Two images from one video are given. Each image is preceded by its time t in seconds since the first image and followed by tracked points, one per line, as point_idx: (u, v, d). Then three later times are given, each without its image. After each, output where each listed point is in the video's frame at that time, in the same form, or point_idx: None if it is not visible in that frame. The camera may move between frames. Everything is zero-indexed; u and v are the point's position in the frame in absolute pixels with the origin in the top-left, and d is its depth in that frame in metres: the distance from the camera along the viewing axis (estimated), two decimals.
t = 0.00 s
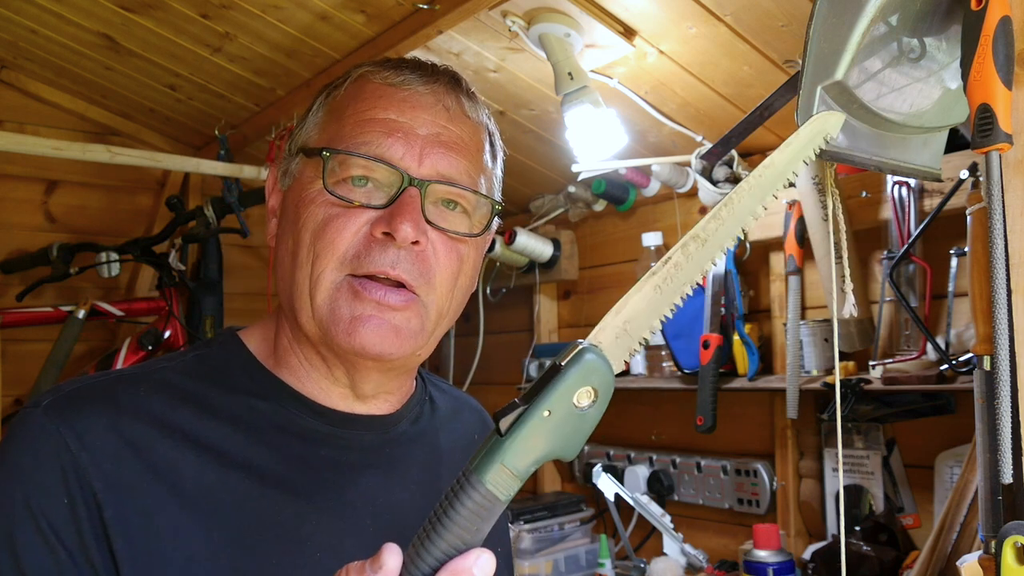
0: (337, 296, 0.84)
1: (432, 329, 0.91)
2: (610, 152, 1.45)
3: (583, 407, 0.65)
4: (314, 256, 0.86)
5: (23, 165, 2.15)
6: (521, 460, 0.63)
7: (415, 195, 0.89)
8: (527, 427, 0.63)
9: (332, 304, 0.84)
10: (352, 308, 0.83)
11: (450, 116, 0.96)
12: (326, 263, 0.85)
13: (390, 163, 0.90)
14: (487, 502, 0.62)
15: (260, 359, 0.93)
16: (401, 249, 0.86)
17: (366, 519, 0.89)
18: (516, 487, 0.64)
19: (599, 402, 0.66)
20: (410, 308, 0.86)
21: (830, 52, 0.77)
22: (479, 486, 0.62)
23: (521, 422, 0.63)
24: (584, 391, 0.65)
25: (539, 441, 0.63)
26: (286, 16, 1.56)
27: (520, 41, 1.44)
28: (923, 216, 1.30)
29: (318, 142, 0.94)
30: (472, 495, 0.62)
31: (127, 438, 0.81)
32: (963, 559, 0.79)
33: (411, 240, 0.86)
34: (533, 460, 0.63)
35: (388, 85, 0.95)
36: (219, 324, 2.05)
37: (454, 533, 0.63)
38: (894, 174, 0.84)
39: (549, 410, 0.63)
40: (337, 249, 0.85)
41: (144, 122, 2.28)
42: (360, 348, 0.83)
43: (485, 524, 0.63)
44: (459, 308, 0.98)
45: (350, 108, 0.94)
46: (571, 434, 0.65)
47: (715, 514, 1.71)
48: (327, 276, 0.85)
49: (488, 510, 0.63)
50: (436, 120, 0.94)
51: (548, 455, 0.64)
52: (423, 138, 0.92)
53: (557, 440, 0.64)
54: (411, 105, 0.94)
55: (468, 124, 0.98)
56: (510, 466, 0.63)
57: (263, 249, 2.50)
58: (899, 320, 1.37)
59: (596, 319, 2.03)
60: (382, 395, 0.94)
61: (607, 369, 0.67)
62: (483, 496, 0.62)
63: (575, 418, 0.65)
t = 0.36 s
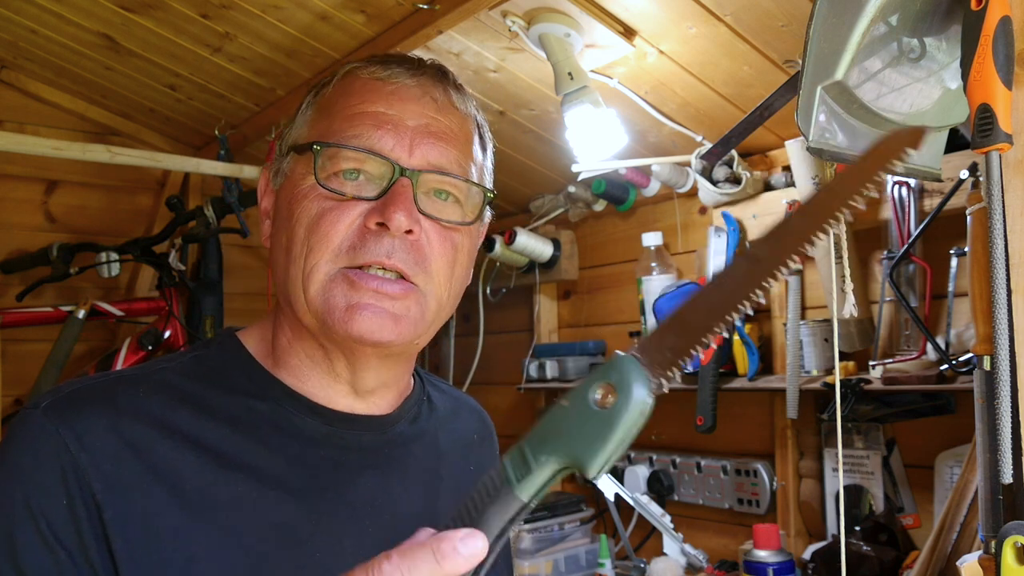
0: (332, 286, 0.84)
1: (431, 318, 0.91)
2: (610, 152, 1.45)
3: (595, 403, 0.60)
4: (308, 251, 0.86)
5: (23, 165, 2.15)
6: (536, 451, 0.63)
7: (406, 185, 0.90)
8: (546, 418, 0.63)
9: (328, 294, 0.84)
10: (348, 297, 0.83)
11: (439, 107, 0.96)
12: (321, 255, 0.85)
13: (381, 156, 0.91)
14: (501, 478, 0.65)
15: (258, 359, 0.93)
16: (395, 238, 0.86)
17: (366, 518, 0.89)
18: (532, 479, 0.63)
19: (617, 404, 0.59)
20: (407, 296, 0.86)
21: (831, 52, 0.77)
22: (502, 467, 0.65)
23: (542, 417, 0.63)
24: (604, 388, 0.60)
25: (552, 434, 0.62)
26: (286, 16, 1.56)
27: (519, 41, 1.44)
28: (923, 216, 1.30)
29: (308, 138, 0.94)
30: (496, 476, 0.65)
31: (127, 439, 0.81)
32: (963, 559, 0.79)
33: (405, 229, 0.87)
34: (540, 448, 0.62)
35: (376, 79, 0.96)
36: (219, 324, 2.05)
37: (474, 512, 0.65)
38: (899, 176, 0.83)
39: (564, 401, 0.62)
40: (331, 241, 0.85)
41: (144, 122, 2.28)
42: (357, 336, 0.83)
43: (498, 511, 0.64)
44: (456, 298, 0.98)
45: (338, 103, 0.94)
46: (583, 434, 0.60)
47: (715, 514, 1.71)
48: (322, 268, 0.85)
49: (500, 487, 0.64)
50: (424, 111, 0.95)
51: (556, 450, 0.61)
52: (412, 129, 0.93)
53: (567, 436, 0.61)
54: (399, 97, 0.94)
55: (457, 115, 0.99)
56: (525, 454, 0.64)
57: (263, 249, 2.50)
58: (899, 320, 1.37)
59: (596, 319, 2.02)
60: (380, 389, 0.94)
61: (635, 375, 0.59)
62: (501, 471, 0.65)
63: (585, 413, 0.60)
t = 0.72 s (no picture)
0: (330, 302, 0.85)
1: (424, 334, 0.92)
2: (610, 152, 1.45)
3: (619, 409, 0.66)
4: (309, 260, 0.86)
5: (23, 165, 2.15)
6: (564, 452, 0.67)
7: (411, 201, 0.90)
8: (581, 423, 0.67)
9: (325, 309, 0.85)
10: (343, 316, 0.84)
11: (448, 120, 0.95)
12: (320, 268, 0.86)
13: (386, 169, 0.90)
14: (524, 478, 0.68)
15: (255, 356, 0.93)
16: (396, 256, 0.87)
17: (365, 515, 0.89)
18: (558, 478, 0.66)
19: (638, 409, 0.64)
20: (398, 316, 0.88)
21: (830, 52, 0.77)
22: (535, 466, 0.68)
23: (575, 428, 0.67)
24: (628, 397, 0.66)
25: (578, 438, 0.66)
26: (286, 16, 1.56)
27: (520, 41, 1.44)
28: (923, 216, 1.30)
29: (314, 142, 0.94)
30: (527, 474, 0.68)
31: (126, 436, 0.81)
32: (963, 559, 0.79)
33: (406, 247, 0.87)
34: (564, 451, 0.66)
35: (387, 86, 0.94)
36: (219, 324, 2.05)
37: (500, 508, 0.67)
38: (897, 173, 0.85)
39: (595, 413, 0.67)
40: (331, 253, 0.86)
41: (144, 122, 2.28)
42: (351, 355, 0.84)
43: (517, 505, 0.66)
44: (453, 310, 0.99)
45: (348, 110, 0.93)
46: (606, 436, 0.64)
47: (715, 514, 1.71)
48: (322, 280, 0.86)
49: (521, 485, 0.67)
50: (434, 124, 0.94)
51: (581, 451, 0.65)
52: (420, 142, 0.92)
53: (592, 438, 0.65)
54: (409, 107, 0.93)
55: (467, 127, 0.98)
56: (553, 456, 0.67)
57: (263, 249, 2.50)
58: (899, 320, 1.37)
59: (596, 320, 2.03)
60: (377, 394, 0.95)
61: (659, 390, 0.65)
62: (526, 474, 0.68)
63: (609, 418, 0.65)
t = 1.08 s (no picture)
0: (334, 306, 0.84)
1: (431, 338, 0.92)
2: (610, 152, 1.45)
3: (619, 413, 0.66)
4: (313, 265, 0.86)
5: (24, 165, 2.15)
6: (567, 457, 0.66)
7: (416, 207, 0.89)
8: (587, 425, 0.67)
9: (329, 314, 0.84)
10: (349, 321, 0.84)
11: (454, 124, 0.95)
12: (325, 273, 0.85)
13: (391, 174, 0.89)
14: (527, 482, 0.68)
15: (258, 358, 0.93)
16: (400, 263, 0.86)
17: (365, 517, 0.89)
18: (559, 482, 0.66)
19: (637, 414, 0.64)
20: (408, 321, 0.86)
21: (831, 52, 0.77)
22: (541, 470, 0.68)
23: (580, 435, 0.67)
24: (629, 402, 0.66)
25: (580, 442, 0.66)
26: (286, 16, 1.56)
27: (520, 41, 1.44)
28: (923, 216, 1.30)
29: (318, 145, 0.94)
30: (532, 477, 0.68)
31: (125, 438, 0.81)
32: (963, 559, 0.79)
33: (411, 254, 0.86)
34: (567, 455, 0.67)
35: (392, 90, 0.94)
36: (219, 325, 2.03)
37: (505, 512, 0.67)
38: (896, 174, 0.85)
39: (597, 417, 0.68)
40: (336, 259, 0.85)
41: (144, 122, 2.28)
42: (356, 359, 0.84)
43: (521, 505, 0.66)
44: (457, 315, 0.98)
45: (352, 113, 0.93)
46: (605, 440, 0.64)
47: (715, 514, 1.71)
48: (325, 286, 0.85)
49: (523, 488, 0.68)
50: (439, 128, 0.93)
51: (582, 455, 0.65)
52: (425, 147, 0.92)
53: (593, 444, 0.65)
54: (415, 111, 0.93)
55: (472, 132, 0.98)
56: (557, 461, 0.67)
57: (263, 249, 2.50)
58: (899, 320, 1.37)
59: (596, 320, 2.03)
60: (380, 397, 0.94)
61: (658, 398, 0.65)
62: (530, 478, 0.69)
63: (609, 422, 0.66)
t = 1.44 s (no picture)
0: (380, 294, 0.85)
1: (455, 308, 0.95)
2: (610, 152, 1.45)
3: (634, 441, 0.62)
4: (345, 261, 0.86)
5: (24, 165, 2.15)
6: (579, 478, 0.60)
7: (434, 184, 0.92)
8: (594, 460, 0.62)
9: (374, 302, 0.84)
10: (396, 304, 0.84)
11: (439, 99, 0.98)
12: (363, 265, 0.85)
13: (407, 156, 0.91)
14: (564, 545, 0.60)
15: (264, 363, 0.93)
16: (435, 239, 0.88)
17: (369, 516, 0.89)
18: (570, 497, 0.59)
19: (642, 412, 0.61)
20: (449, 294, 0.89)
21: (830, 52, 0.77)
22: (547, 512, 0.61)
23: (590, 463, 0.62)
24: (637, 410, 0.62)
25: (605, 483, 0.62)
26: (285, 15, 1.56)
27: (520, 41, 1.44)
28: (923, 216, 1.30)
29: (311, 144, 0.93)
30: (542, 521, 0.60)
31: (127, 439, 0.81)
32: (963, 559, 0.79)
33: (444, 229, 0.89)
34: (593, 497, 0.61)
35: (372, 76, 0.95)
36: (219, 325, 2.03)
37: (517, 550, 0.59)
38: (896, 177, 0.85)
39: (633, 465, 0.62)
40: (370, 250, 0.86)
41: (144, 122, 2.28)
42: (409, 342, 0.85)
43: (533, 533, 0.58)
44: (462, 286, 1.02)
45: (341, 105, 0.93)
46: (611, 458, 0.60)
47: (715, 514, 1.71)
48: (365, 277, 0.85)
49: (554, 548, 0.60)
50: (430, 105, 0.96)
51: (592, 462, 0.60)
52: (426, 125, 0.94)
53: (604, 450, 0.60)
54: (403, 93, 0.95)
55: (453, 104, 1.01)
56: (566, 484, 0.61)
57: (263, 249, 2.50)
58: (899, 320, 1.37)
59: (596, 320, 2.03)
60: (394, 379, 0.96)
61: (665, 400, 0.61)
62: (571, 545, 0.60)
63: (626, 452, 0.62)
